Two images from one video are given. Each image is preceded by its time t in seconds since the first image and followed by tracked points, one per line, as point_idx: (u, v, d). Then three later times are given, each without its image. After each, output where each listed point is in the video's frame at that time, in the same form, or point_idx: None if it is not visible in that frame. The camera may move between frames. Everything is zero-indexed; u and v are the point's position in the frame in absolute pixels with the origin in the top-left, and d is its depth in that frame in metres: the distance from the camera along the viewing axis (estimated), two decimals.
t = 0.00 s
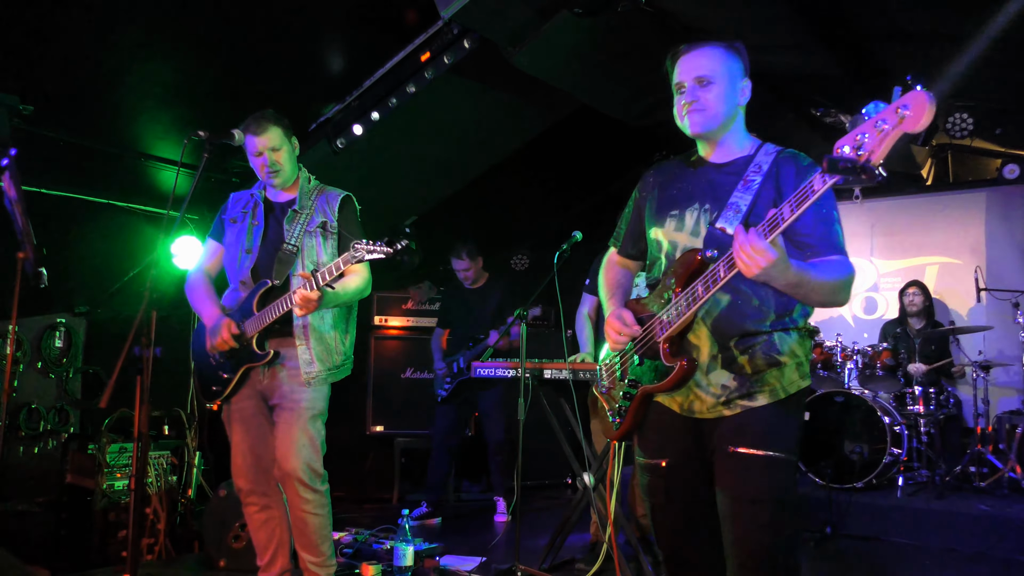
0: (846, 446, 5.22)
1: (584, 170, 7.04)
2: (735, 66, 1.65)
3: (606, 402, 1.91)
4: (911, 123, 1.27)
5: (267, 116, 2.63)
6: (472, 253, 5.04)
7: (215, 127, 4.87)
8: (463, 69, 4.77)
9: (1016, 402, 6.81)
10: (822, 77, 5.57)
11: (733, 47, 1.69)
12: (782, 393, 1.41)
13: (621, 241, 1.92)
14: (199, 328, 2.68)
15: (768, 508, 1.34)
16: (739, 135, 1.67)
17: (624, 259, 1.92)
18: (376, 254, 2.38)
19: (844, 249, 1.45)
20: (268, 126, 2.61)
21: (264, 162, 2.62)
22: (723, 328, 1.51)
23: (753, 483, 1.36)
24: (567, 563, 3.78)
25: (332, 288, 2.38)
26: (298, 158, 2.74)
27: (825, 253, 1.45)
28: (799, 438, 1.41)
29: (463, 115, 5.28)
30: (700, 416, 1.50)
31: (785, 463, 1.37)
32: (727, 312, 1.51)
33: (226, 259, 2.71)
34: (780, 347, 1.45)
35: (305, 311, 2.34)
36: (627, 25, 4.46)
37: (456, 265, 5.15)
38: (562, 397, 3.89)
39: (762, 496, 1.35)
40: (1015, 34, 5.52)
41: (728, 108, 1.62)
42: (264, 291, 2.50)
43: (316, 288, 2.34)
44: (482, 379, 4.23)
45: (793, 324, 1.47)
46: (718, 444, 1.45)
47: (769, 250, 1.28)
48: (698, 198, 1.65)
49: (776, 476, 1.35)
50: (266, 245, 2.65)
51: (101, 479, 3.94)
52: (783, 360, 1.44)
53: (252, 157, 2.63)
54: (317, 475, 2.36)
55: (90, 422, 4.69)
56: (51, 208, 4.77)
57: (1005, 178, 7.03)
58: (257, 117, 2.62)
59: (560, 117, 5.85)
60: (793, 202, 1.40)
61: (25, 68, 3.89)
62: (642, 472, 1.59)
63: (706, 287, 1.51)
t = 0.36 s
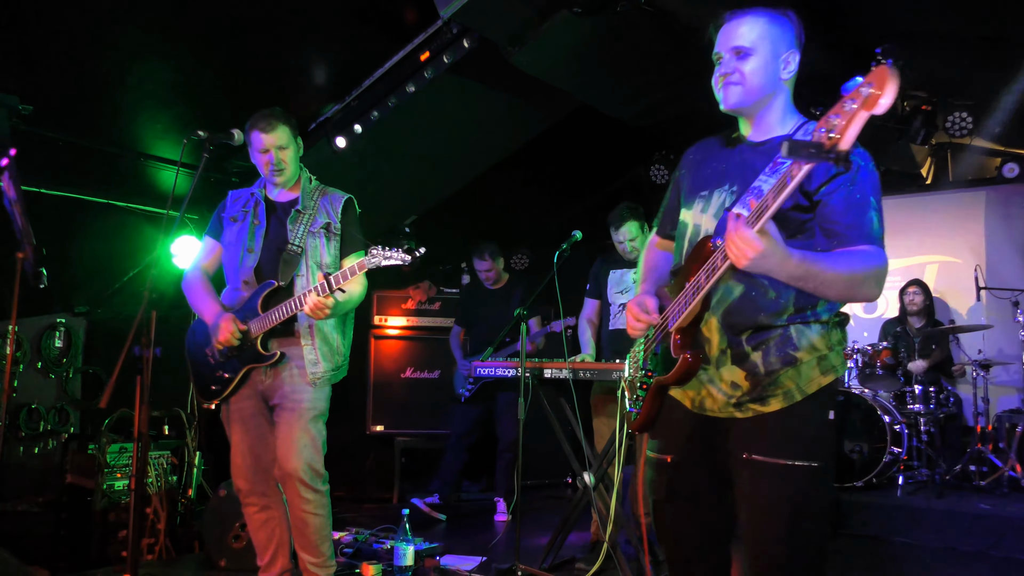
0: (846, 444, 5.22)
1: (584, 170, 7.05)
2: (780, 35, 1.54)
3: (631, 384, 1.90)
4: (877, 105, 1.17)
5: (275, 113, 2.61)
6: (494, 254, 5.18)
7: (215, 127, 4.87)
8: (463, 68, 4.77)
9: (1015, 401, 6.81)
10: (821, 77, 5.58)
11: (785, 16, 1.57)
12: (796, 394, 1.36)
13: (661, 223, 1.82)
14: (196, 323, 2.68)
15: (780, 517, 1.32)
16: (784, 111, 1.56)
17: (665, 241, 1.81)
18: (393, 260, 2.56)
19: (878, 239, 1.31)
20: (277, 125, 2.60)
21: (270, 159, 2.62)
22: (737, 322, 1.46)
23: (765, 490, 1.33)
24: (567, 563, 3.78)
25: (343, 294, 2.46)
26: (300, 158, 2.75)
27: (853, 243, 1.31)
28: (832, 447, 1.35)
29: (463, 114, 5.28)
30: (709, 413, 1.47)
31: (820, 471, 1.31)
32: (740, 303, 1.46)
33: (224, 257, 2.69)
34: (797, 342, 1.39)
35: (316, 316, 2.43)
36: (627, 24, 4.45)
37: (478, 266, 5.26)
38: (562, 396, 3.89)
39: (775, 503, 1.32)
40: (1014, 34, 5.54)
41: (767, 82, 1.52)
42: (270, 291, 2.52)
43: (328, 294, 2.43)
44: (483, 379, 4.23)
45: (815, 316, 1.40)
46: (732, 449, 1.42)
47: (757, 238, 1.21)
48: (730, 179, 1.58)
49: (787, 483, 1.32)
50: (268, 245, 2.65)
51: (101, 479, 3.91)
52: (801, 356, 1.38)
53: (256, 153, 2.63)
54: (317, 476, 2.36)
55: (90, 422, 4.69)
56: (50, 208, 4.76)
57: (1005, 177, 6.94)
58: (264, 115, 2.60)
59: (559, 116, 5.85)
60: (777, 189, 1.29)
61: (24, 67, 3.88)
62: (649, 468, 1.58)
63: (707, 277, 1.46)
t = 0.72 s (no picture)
0: (846, 444, 5.23)
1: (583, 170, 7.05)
2: (801, 20, 1.42)
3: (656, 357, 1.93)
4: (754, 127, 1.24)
5: (279, 114, 2.61)
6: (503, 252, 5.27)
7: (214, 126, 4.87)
8: (462, 68, 4.77)
9: (1014, 401, 6.80)
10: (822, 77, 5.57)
11: None
12: (780, 399, 1.35)
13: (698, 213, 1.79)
14: (192, 322, 2.66)
15: (768, 523, 1.32)
16: (805, 101, 1.46)
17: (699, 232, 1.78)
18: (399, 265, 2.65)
19: (872, 242, 1.27)
20: (280, 126, 2.60)
21: (271, 160, 2.61)
22: (728, 323, 1.48)
23: (754, 495, 1.34)
24: (566, 563, 3.77)
25: (349, 295, 2.51)
26: (301, 160, 2.76)
27: (844, 247, 1.30)
28: (828, 454, 1.32)
29: (462, 114, 5.28)
30: (700, 408, 1.50)
31: (813, 477, 1.29)
32: (729, 304, 1.48)
33: (221, 256, 2.67)
34: (785, 346, 1.38)
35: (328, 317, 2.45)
36: (626, 24, 4.45)
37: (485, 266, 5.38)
38: (562, 395, 3.89)
39: (765, 509, 1.32)
40: (1015, 33, 5.53)
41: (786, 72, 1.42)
42: (272, 292, 2.51)
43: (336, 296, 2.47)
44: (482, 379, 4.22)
45: (808, 319, 1.38)
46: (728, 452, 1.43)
47: (702, 250, 1.26)
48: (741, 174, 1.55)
49: (775, 490, 1.32)
50: (269, 247, 2.65)
51: (100, 479, 3.99)
52: (787, 360, 1.37)
53: (257, 154, 2.62)
54: (318, 475, 2.36)
55: (90, 422, 4.68)
56: (49, 207, 4.75)
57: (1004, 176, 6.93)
58: (266, 115, 2.59)
59: (559, 116, 5.84)
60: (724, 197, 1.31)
61: (23, 67, 3.88)
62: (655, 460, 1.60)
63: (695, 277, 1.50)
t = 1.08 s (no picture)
0: (846, 445, 5.22)
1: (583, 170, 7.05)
2: (804, 23, 1.41)
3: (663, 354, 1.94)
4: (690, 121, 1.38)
5: (278, 114, 2.61)
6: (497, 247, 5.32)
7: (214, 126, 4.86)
8: (462, 68, 4.78)
9: (1014, 401, 6.82)
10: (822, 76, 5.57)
11: None
12: (775, 402, 1.35)
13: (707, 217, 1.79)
14: (190, 322, 2.66)
15: (763, 526, 1.32)
16: (813, 103, 1.47)
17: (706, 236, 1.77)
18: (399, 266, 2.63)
19: (861, 250, 1.28)
20: (279, 126, 2.60)
21: (270, 160, 2.61)
22: (726, 326, 1.48)
23: (749, 496, 1.34)
24: (566, 563, 3.77)
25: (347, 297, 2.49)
26: (300, 160, 2.76)
27: (831, 253, 1.30)
28: (824, 457, 1.32)
29: (462, 114, 5.28)
30: (698, 408, 1.51)
31: (806, 481, 1.30)
32: (726, 307, 1.50)
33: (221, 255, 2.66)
34: (781, 349, 1.39)
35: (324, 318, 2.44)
36: (626, 25, 4.45)
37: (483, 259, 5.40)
38: (561, 395, 3.89)
39: (763, 510, 1.32)
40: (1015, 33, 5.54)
41: (793, 80, 1.42)
42: (271, 292, 2.52)
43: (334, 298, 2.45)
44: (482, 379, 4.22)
45: (804, 324, 1.38)
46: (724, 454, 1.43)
47: (673, 257, 1.25)
48: (741, 176, 1.56)
49: (772, 491, 1.32)
50: (269, 247, 2.64)
51: (100, 480, 3.97)
52: (784, 363, 1.38)
53: (256, 154, 2.62)
54: (317, 476, 2.36)
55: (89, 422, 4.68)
56: (49, 207, 4.75)
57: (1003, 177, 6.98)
58: (265, 115, 2.59)
59: (559, 116, 5.84)
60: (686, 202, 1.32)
61: (23, 67, 3.87)
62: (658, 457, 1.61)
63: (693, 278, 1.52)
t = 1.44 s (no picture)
0: (846, 444, 5.21)
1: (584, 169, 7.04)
2: (795, 39, 1.43)
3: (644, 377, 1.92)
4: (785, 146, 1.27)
5: (277, 113, 2.62)
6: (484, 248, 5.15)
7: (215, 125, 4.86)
8: (463, 68, 4.77)
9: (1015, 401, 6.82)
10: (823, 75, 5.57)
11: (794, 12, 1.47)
12: (782, 399, 1.35)
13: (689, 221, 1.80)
14: (189, 322, 2.67)
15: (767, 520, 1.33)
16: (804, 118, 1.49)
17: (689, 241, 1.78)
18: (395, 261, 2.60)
19: (869, 253, 1.29)
20: (278, 126, 2.60)
21: (269, 160, 2.61)
22: (727, 327, 1.47)
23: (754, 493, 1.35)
24: (568, 563, 3.77)
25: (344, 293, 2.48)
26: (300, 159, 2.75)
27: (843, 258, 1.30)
28: (825, 454, 1.33)
29: (462, 114, 5.28)
30: (700, 411, 1.50)
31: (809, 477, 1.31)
32: (728, 309, 1.48)
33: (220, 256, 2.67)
34: (786, 347, 1.38)
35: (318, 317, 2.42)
36: (627, 24, 4.46)
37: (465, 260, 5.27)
38: (562, 394, 3.88)
39: (768, 506, 1.33)
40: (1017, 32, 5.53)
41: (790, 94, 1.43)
42: (267, 292, 2.52)
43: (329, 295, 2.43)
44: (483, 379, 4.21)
45: (808, 322, 1.37)
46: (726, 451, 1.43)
47: (715, 262, 1.23)
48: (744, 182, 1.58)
49: (776, 487, 1.32)
50: (267, 246, 2.65)
51: (101, 480, 4.03)
52: (788, 360, 1.37)
53: (255, 154, 2.61)
54: (316, 476, 2.36)
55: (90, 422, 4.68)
56: (50, 207, 4.74)
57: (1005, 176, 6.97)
58: (263, 115, 2.59)
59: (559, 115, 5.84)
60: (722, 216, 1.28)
61: (23, 67, 3.87)
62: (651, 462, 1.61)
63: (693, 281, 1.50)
